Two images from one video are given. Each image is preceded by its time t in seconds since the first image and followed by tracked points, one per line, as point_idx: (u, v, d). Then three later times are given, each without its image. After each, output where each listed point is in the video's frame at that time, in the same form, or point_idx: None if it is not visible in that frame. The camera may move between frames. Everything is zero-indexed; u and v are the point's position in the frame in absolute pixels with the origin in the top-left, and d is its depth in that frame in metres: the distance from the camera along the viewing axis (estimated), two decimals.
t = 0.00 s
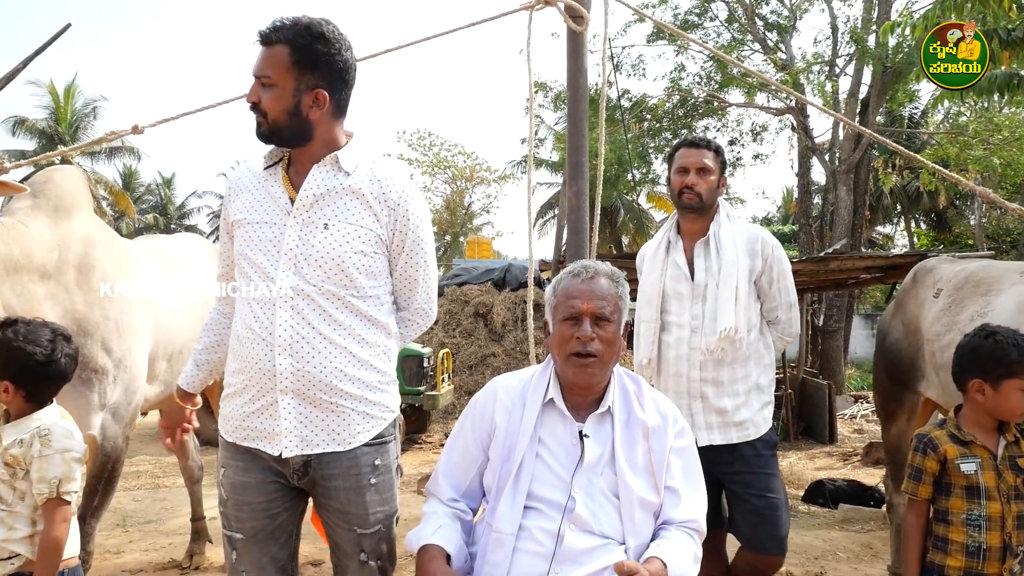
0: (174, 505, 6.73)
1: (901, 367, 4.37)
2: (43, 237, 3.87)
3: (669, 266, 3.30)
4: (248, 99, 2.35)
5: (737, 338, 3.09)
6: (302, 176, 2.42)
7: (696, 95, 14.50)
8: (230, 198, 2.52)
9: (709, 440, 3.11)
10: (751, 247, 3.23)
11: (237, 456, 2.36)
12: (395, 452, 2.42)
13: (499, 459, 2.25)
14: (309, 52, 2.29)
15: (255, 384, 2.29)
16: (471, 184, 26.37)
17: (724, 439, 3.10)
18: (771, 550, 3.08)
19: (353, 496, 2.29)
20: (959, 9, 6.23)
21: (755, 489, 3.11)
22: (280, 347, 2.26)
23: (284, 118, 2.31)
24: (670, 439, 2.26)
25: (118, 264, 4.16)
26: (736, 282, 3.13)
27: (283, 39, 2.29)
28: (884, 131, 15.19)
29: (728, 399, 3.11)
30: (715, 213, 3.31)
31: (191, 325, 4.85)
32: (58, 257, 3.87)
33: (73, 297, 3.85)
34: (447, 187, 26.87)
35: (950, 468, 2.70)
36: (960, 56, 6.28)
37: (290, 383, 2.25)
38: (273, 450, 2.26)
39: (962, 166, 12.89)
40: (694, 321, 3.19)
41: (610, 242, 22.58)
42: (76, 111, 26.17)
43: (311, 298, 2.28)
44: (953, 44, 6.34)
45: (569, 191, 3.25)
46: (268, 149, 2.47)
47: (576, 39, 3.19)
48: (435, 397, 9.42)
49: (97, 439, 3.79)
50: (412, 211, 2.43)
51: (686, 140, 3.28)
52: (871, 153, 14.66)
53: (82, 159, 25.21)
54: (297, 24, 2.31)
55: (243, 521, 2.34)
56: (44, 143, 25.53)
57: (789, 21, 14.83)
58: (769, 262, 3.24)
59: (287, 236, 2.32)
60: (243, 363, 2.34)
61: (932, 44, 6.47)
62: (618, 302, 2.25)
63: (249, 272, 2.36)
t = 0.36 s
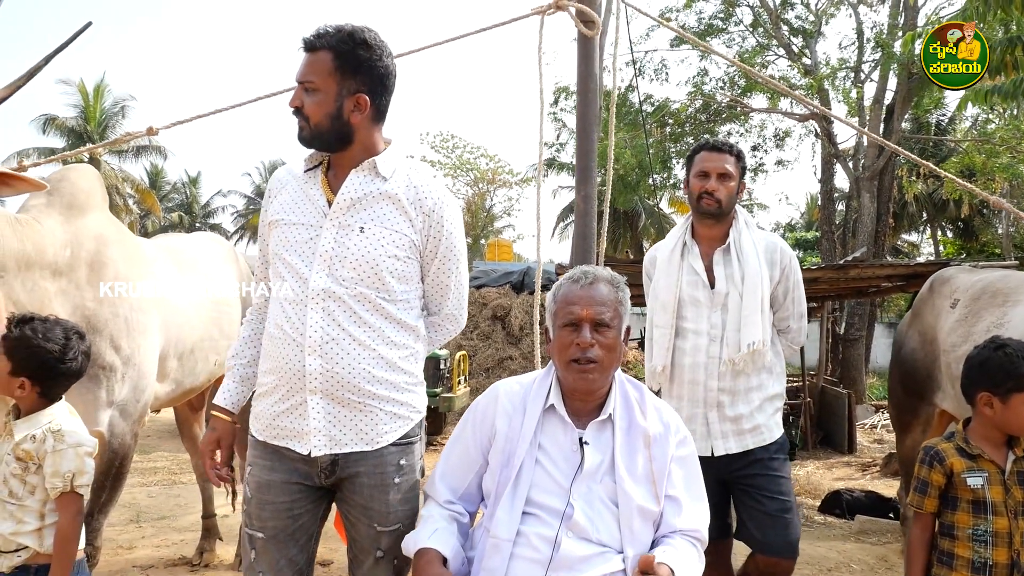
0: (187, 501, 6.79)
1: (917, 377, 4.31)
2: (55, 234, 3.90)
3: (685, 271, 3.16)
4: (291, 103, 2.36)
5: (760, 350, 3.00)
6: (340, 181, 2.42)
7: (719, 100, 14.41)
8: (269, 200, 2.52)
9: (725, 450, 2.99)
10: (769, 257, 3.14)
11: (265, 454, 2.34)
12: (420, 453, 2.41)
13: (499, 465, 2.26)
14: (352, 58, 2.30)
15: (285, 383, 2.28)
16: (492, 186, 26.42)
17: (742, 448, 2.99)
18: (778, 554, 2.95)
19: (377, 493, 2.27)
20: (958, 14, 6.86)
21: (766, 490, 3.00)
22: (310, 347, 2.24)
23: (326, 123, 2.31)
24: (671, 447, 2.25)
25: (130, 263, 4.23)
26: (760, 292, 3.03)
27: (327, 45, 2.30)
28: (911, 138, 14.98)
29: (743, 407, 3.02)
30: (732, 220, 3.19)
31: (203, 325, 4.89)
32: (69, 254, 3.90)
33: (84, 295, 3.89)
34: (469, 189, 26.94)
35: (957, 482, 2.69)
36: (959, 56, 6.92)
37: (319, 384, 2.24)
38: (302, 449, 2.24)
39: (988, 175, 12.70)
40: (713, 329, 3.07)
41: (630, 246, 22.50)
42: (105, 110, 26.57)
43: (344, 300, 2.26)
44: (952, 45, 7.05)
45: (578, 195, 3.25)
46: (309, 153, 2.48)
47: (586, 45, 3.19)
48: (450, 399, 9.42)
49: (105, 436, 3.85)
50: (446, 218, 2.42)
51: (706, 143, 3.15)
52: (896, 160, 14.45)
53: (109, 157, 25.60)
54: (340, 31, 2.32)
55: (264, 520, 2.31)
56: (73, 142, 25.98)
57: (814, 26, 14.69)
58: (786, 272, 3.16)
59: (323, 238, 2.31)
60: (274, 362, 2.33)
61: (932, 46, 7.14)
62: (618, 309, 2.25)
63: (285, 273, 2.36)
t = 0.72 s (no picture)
0: (191, 502, 6.81)
1: (921, 377, 4.29)
2: (55, 234, 3.92)
3: (691, 271, 3.15)
4: (319, 108, 2.35)
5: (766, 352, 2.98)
6: (368, 186, 2.40)
7: (724, 100, 14.38)
8: (292, 200, 2.48)
9: (725, 451, 2.97)
10: (775, 259, 3.12)
11: (287, 454, 2.32)
12: (437, 449, 2.42)
13: (499, 465, 2.25)
14: (382, 64, 2.30)
15: (310, 385, 2.26)
16: (497, 187, 26.43)
17: (742, 450, 2.96)
18: (750, 557, 2.91)
19: (397, 488, 2.28)
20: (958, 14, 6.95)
21: (749, 493, 2.96)
22: (338, 350, 2.23)
23: (356, 127, 2.30)
24: (673, 447, 2.24)
25: (129, 264, 4.25)
26: (768, 294, 3.01)
27: (357, 51, 2.29)
28: (917, 137, 14.91)
29: (746, 408, 2.99)
30: (740, 220, 3.17)
31: (206, 326, 4.91)
32: (68, 255, 3.92)
33: (83, 295, 3.91)
34: (473, 190, 26.95)
35: (960, 480, 2.69)
36: (960, 56, 7.02)
37: (346, 386, 2.22)
38: (327, 449, 2.23)
39: (995, 174, 12.64)
40: (718, 330, 3.06)
41: (635, 246, 22.45)
42: (111, 112, 26.65)
43: (373, 304, 2.25)
44: (953, 44, 7.14)
45: (579, 194, 3.24)
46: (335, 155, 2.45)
47: (587, 44, 3.19)
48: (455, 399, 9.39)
49: (105, 436, 3.88)
50: (472, 226, 2.44)
51: (716, 142, 3.12)
52: (902, 159, 14.39)
53: (115, 159, 25.70)
54: (370, 37, 2.31)
55: (285, 520, 2.29)
56: (79, 143, 26.08)
57: (820, 26, 14.65)
58: (792, 274, 3.15)
59: (352, 242, 2.30)
60: (298, 364, 2.30)
61: (932, 45, 7.24)
62: (617, 309, 2.24)
63: (311, 276, 2.33)
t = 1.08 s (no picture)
0: (191, 503, 6.80)
1: (920, 373, 4.30)
2: (52, 234, 3.92)
3: (693, 268, 3.13)
4: (328, 108, 2.34)
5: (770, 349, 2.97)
6: (371, 187, 2.40)
7: (722, 97, 14.38)
8: (295, 197, 2.47)
9: (728, 447, 2.97)
10: (778, 256, 3.12)
11: (282, 453, 2.31)
12: (433, 447, 2.42)
13: (499, 464, 2.25)
14: (394, 67, 2.30)
15: (304, 382, 2.25)
16: (495, 186, 26.42)
17: (744, 444, 2.97)
18: (751, 549, 2.88)
19: (393, 487, 2.28)
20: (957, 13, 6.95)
21: (750, 483, 2.94)
22: (335, 349, 2.22)
23: (364, 129, 2.30)
24: (673, 445, 2.24)
25: (126, 266, 4.25)
26: (770, 290, 3.01)
27: (368, 53, 2.29)
28: (914, 133, 14.92)
29: (749, 404, 3.00)
30: (742, 215, 3.16)
31: (205, 326, 4.90)
32: (65, 254, 3.92)
33: (78, 295, 3.91)
34: (471, 189, 26.94)
35: (962, 476, 2.68)
36: (960, 57, 7.01)
37: (341, 385, 2.22)
38: (321, 447, 2.23)
39: (992, 169, 12.65)
40: (721, 327, 3.05)
41: (633, 244, 22.42)
42: (107, 113, 26.58)
43: (372, 305, 2.25)
44: (953, 44, 7.13)
45: (578, 192, 3.23)
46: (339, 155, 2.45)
47: (585, 40, 3.18)
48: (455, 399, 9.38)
49: (100, 436, 3.88)
50: (473, 230, 2.44)
51: (715, 138, 3.11)
52: (899, 156, 14.39)
53: (112, 160, 25.66)
54: (381, 40, 2.31)
55: (280, 518, 2.29)
56: (76, 144, 26.04)
57: (817, 23, 14.65)
58: (794, 269, 3.15)
59: (354, 242, 2.29)
60: (295, 361, 2.30)
61: (932, 45, 7.25)
62: (618, 307, 2.24)
63: (311, 273, 2.32)
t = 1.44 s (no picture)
0: (193, 505, 6.80)
1: (923, 372, 4.29)
2: (54, 236, 3.94)
3: (701, 268, 3.12)
4: (321, 109, 2.34)
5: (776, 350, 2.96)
6: (366, 188, 2.40)
7: (722, 97, 14.37)
8: (291, 198, 2.48)
9: (735, 449, 2.95)
10: (785, 257, 3.11)
11: (276, 454, 2.31)
12: (428, 449, 2.41)
13: (502, 465, 2.24)
14: (385, 67, 2.29)
15: (297, 382, 2.25)
16: (495, 186, 26.42)
17: (752, 449, 2.95)
18: (768, 557, 2.90)
19: (387, 489, 2.27)
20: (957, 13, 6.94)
21: (763, 492, 2.93)
22: (328, 349, 2.21)
23: (357, 129, 2.30)
24: (676, 446, 2.23)
25: (125, 267, 4.25)
26: (778, 291, 3.00)
27: (360, 53, 2.29)
28: (914, 133, 14.91)
29: (756, 405, 2.98)
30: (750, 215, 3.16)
31: (208, 327, 4.89)
32: (67, 256, 3.93)
33: (78, 297, 3.91)
34: (472, 190, 26.94)
35: (964, 477, 2.69)
36: (960, 56, 7.01)
37: (333, 385, 2.21)
38: (313, 448, 2.22)
39: (993, 168, 12.64)
40: (728, 327, 3.04)
41: (634, 244, 22.40)
42: (107, 116, 26.61)
43: (365, 305, 2.24)
44: (953, 44, 7.14)
45: (579, 193, 3.23)
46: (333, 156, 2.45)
47: (586, 41, 3.18)
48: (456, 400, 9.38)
49: (101, 437, 3.88)
50: (467, 231, 2.42)
51: (723, 138, 3.11)
52: (899, 155, 14.39)
53: (112, 162, 25.67)
54: (372, 40, 2.31)
55: (274, 519, 2.28)
56: (76, 146, 26.05)
57: (816, 22, 14.65)
58: (802, 271, 3.14)
59: (347, 243, 2.29)
60: (289, 360, 2.29)
61: (932, 45, 7.25)
62: (621, 308, 2.24)
63: (305, 273, 2.32)
